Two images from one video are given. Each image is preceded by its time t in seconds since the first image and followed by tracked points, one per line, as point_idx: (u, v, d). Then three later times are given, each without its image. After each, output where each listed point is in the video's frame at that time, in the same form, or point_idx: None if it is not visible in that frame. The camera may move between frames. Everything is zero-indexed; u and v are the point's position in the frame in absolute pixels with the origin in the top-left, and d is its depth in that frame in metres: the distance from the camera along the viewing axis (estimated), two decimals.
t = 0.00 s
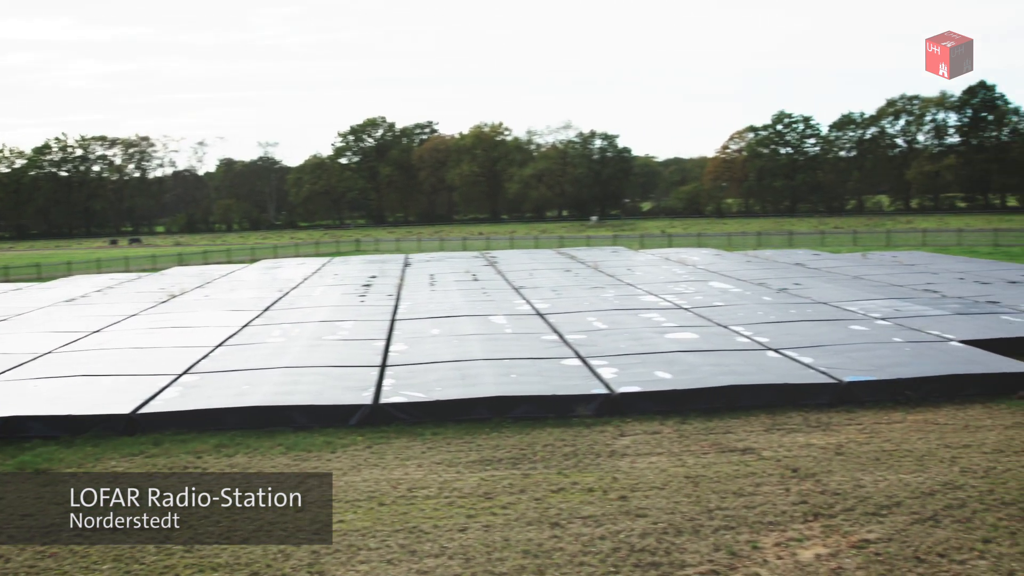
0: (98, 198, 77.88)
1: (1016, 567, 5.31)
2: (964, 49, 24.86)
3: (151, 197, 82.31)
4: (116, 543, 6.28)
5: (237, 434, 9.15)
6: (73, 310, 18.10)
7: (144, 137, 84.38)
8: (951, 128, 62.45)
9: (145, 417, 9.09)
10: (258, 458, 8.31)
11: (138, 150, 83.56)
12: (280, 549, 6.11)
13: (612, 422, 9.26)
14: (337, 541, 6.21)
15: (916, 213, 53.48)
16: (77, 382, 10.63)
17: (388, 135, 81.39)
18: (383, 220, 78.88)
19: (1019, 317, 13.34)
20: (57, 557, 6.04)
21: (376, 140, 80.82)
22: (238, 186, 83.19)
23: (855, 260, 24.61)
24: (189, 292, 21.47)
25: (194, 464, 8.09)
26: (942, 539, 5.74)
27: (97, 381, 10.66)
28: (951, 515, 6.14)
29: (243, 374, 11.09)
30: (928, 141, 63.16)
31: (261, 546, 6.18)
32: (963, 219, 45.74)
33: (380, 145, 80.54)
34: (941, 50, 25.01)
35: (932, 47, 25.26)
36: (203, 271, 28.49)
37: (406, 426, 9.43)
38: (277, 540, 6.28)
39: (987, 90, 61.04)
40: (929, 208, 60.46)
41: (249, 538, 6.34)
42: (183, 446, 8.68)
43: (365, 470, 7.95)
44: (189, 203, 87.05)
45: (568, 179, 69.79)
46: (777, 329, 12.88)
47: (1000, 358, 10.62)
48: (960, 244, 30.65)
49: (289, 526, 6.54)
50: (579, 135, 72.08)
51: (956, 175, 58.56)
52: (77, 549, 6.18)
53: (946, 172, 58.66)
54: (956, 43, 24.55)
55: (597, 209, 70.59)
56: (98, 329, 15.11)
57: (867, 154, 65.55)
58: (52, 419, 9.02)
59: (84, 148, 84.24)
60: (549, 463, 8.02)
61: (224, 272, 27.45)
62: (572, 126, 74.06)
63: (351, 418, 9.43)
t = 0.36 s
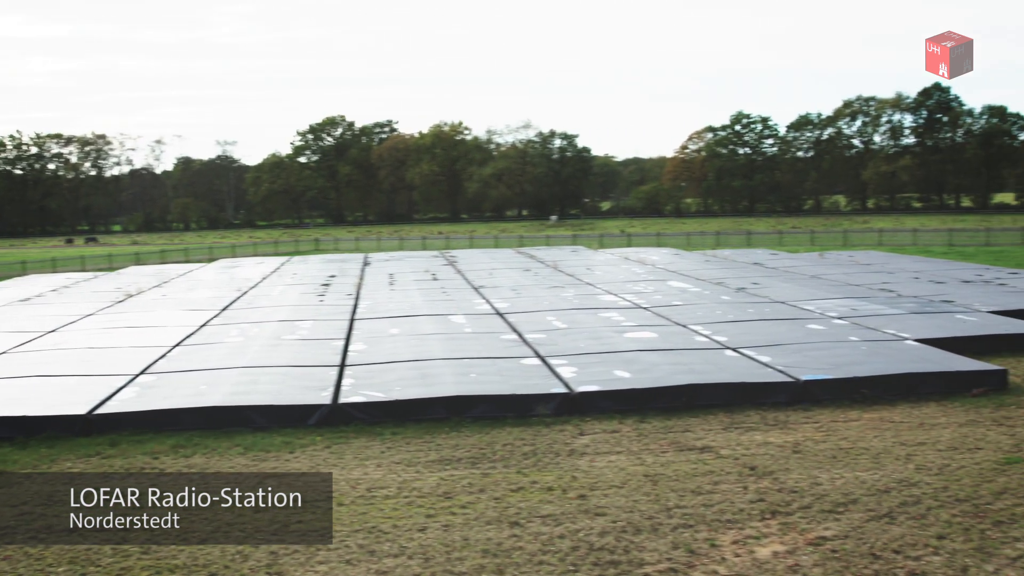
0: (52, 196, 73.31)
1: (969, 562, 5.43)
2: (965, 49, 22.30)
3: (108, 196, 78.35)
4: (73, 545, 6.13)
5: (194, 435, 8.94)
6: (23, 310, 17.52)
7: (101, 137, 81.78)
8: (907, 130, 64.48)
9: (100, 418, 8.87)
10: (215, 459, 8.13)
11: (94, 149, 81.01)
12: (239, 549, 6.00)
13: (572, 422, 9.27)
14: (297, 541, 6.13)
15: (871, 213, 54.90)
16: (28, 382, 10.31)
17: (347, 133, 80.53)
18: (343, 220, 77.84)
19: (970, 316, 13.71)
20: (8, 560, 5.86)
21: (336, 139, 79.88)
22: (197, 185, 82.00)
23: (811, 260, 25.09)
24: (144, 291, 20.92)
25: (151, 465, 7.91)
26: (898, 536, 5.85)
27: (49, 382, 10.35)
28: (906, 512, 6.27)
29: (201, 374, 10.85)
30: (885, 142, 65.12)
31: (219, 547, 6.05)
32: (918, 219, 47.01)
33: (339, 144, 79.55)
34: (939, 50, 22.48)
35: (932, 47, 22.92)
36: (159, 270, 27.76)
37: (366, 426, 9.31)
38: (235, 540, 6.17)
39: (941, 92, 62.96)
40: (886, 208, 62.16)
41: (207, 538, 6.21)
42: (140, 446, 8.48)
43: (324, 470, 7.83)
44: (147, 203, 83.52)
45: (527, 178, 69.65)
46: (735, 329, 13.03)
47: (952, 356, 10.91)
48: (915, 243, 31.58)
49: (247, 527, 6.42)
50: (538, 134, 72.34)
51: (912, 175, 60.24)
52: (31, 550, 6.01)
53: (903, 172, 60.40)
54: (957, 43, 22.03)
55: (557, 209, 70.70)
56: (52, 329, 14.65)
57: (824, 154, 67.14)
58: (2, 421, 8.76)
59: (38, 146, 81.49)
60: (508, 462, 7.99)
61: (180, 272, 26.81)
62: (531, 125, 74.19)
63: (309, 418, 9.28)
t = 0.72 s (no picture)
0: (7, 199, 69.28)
1: (927, 561, 5.54)
2: (965, 49, 22.15)
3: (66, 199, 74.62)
4: (31, 551, 6.00)
5: (154, 439, 8.75)
6: None
7: (61, 139, 79.22)
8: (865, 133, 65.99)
9: (59, 423, 8.68)
10: (176, 463, 7.98)
11: (53, 150, 78.73)
12: (201, 554, 5.92)
13: (534, 424, 9.26)
14: (258, 546, 6.05)
15: (830, 216, 55.98)
16: None
17: (309, 135, 79.63)
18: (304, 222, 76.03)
19: (929, 318, 14.01)
20: None
21: (297, 141, 78.88)
22: (156, 187, 80.40)
23: (772, 262, 25.47)
24: (102, 294, 20.42)
25: (110, 469, 7.76)
26: (857, 535, 5.95)
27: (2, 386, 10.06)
28: (865, 512, 6.38)
29: (160, 377, 10.62)
30: (843, 145, 66.42)
31: (180, 553, 5.95)
32: (875, 222, 48.03)
33: (301, 146, 78.53)
34: (939, 50, 22.32)
35: (932, 47, 22.70)
36: (118, 273, 27.08)
37: (328, 429, 9.19)
38: (197, 545, 6.08)
39: (897, 96, 64.52)
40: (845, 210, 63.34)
41: (167, 543, 6.12)
42: (98, 451, 8.30)
43: (285, 474, 7.71)
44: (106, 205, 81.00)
45: (489, 181, 69.87)
46: (697, 331, 13.17)
47: (909, 357, 11.16)
48: (874, 245, 32.19)
49: (209, 531, 6.33)
50: (500, 137, 72.35)
51: (871, 178, 61.28)
52: None
53: (861, 175, 61.49)
54: (957, 42, 21.88)
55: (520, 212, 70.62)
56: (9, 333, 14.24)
57: (784, 157, 68.62)
58: None
59: None
60: (471, 465, 7.94)
61: (139, 275, 26.20)
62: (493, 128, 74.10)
63: (271, 421, 9.11)
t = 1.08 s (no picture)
0: None
1: (893, 556, 5.63)
2: (965, 49, 20.91)
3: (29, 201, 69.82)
4: None
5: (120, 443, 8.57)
6: None
7: (23, 140, 76.82)
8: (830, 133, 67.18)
9: (22, 427, 8.43)
10: (143, 466, 7.83)
11: (14, 152, 76.49)
12: (168, 557, 5.82)
13: (502, 425, 9.23)
14: (224, 549, 5.94)
15: (794, 215, 56.87)
16: None
17: (275, 136, 78.54)
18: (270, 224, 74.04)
19: (893, 315, 14.28)
20: None
21: (263, 142, 77.69)
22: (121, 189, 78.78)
23: (739, 261, 25.73)
24: (65, 297, 19.91)
25: (77, 473, 7.60)
26: (824, 532, 6.03)
27: None
28: (832, 508, 6.47)
29: (126, 380, 10.39)
30: (809, 144, 67.53)
31: (146, 557, 5.84)
32: (841, 221, 48.76)
33: (267, 147, 77.34)
34: (938, 50, 21.21)
35: (931, 45, 21.56)
36: (81, 276, 26.38)
37: (295, 431, 9.06)
38: (163, 549, 5.97)
39: (862, 96, 65.71)
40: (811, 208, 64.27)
41: (133, 549, 5.99)
42: (63, 456, 8.12)
43: (253, 477, 7.59)
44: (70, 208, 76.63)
45: (456, 182, 70.85)
46: (664, 330, 13.26)
47: (873, 354, 11.34)
48: (839, 245, 32.75)
49: (176, 535, 6.22)
50: (467, 138, 72.29)
51: (836, 177, 62.70)
52: None
53: (827, 174, 62.66)
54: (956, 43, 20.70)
55: (489, 212, 70.56)
56: None
57: (749, 157, 69.16)
58: None
59: None
60: (439, 465, 7.89)
61: (103, 277, 25.59)
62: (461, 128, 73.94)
63: (239, 424, 8.96)
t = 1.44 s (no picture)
0: None
1: (858, 555, 5.71)
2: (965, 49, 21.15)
3: None
4: None
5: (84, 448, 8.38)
6: None
7: None
8: (794, 134, 68.26)
9: None
10: (107, 471, 7.67)
11: None
12: (133, 563, 5.68)
13: (469, 426, 9.19)
14: (190, 554, 5.81)
15: (759, 216, 57.66)
16: None
17: (240, 138, 77.42)
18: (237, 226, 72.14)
19: (857, 316, 14.54)
20: None
21: (228, 144, 76.53)
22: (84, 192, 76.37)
23: (705, 262, 25.99)
24: (25, 301, 19.41)
25: (40, 479, 7.44)
26: (789, 531, 6.10)
27: None
28: (798, 508, 6.55)
29: (88, 384, 10.16)
30: (773, 146, 68.54)
31: (109, 564, 5.69)
32: (806, 222, 49.50)
33: (232, 149, 76.21)
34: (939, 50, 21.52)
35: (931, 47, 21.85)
36: (42, 279, 25.73)
37: (261, 434, 8.91)
38: (128, 555, 5.83)
39: (827, 98, 66.85)
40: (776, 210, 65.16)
41: (97, 555, 5.83)
42: (24, 462, 7.93)
43: (217, 481, 7.44)
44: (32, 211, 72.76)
45: (423, 185, 70.33)
46: (631, 331, 13.33)
47: (838, 355, 11.52)
48: (803, 245, 33.24)
49: (141, 540, 6.09)
50: (433, 139, 71.94)
51: (800, 179, 63.54)
52: None
53: (791, 176, 63.44)
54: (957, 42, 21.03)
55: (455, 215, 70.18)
56: None
57: (715, 158, 69.77)
58: None
59: None
60: (406, 468, 7.81)
61: (64, 281, 25.01)
62: (426, 129, 73.49)
63: (204, 427, 8.79)
